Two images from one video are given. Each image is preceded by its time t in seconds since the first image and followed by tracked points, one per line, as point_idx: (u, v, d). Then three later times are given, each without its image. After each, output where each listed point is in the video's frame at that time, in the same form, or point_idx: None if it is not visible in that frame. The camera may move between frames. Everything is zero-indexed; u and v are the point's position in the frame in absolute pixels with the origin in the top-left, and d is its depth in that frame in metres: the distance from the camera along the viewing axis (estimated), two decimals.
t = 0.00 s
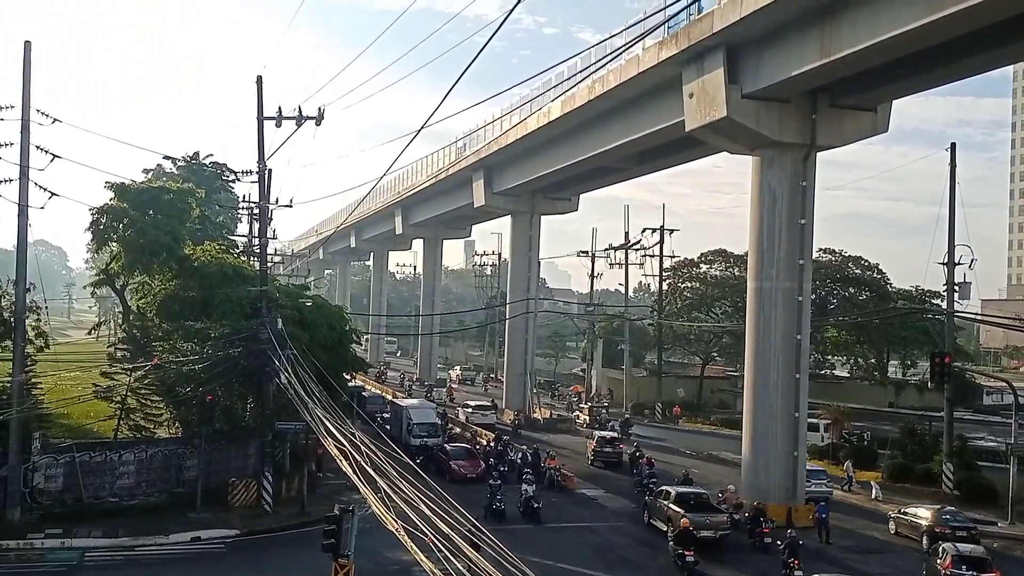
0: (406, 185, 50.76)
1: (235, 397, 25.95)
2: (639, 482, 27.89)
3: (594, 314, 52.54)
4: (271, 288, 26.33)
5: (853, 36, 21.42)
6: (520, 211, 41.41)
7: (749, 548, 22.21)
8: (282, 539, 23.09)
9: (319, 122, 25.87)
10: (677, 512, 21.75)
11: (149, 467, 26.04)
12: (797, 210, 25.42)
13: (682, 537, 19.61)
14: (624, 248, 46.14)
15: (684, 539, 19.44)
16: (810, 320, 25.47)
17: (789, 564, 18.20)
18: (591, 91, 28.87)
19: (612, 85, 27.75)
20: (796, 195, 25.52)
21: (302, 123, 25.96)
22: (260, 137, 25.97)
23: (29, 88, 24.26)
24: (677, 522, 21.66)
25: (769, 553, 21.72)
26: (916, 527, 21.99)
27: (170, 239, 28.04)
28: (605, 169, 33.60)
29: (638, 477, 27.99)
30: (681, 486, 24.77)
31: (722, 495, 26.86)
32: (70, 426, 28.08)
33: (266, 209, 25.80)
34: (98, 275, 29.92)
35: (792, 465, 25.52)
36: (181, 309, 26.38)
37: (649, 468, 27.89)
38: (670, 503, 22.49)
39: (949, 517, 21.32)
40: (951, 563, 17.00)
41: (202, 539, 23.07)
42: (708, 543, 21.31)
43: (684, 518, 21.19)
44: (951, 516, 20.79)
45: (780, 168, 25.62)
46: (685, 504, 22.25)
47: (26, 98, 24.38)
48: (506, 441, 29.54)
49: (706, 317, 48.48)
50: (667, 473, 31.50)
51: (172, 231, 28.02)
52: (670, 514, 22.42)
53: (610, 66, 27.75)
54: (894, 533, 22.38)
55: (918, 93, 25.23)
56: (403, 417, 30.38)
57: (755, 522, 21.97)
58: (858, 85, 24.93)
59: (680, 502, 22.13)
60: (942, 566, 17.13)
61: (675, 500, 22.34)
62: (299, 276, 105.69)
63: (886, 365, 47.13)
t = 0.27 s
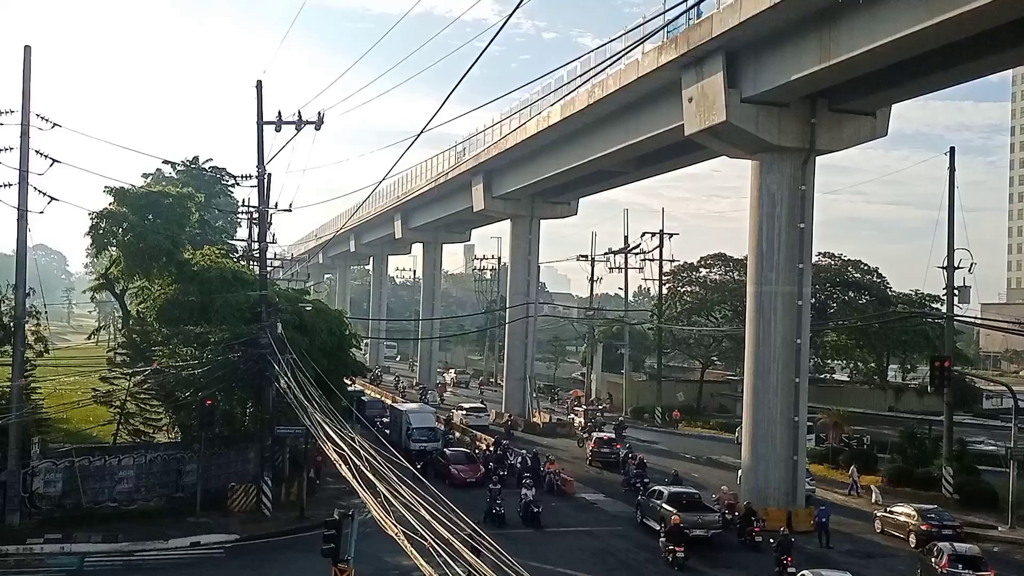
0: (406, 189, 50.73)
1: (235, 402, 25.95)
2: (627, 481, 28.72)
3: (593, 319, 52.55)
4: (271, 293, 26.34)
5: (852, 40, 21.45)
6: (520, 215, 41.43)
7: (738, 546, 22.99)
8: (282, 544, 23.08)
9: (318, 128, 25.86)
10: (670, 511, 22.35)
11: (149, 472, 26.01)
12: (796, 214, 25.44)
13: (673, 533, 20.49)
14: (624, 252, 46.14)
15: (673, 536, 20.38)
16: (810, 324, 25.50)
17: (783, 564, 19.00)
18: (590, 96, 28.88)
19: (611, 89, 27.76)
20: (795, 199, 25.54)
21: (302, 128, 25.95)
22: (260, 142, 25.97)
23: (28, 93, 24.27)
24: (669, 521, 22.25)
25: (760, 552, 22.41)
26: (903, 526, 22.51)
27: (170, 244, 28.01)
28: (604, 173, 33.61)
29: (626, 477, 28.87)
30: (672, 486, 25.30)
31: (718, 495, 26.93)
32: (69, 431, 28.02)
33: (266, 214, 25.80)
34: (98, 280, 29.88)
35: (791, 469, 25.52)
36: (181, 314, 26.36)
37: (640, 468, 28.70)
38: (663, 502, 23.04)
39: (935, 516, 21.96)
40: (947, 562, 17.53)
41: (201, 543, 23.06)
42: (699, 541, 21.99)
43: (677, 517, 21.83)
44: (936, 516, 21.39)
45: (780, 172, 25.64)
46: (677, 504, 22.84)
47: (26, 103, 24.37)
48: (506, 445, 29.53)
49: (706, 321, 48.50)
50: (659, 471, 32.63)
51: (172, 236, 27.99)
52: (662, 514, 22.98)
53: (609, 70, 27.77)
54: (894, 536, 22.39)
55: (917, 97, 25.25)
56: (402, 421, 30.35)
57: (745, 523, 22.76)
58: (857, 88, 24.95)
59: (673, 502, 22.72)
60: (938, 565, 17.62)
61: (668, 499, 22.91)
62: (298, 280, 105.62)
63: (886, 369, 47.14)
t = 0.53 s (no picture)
0: (406, 192, 50.73)
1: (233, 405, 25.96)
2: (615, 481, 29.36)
3: (593, 322, 52.54)
4: (270, 295, 26.33)
5: (851, 44, 21.49)
6: (520, 217, 41.42)
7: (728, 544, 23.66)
8: (281, 547, 23.05)
9: (318, 130, 25.83)
10: (663, 510, 22.91)
11: (148, 475, 25.99)
12: (795, 218, 25.44)
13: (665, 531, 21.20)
14: (623, 256, 46.12)
15: (665, 534, 21.07)
16: (809, 327, 25.50)
17: (775, 563, 19.72)
18: (590, 99, 28.89)
19: (611, 93, 27.77)
20: (794, 203, 25.52)
21: (302, 131, 25.94)
22: (260, 144, 25.96)
23: (29, 95, 24.27)
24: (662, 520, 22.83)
25: (754, 555, 22.55)
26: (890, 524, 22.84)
27: (170, 246, 27.98)
28: (604, 176, 33.61)
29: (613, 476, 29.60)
30: (664, 486, 25.77)
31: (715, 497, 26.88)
32: (69, 434, 27.98)
33: (265, 216, 25.79)
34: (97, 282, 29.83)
35: (790, 472, 25.50)
36: (180, 316, 26.35)
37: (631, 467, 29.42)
38: (655, 502, 23.57)
39: (920, 517, 22.50)
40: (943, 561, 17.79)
41: (199, 547, 23.04)
42: (691, 540, 22.62)
43: (670, 515, 22.43)
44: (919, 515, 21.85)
45: (779, 175, 25.65)
46: (670, 504, 23.39)
47: (26, 105, 24.38)
48: (505, 448, 29.48)
49: (706, 325, 48.65)
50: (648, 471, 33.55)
51: (171, 238, 27.96)
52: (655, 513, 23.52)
53: (609, 74, 27.79)
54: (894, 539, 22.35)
55: (917, 101, 25.22)
56: (401, 425, 30.30)
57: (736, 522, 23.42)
58: (857, 92, 24.96)
59: (665, 501, 23.27)
60: (934, 564, 17.87)
61: (660, 499, 23.45)
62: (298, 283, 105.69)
63: (885, 373, 47.16)
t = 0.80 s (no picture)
0: (405, 199, 50.73)
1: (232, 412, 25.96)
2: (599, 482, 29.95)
3: (592, 329, 52.51)
4: (269, 302, 26.33)
5: (849, 52, 21.56)
6: (519, 224, 41.43)
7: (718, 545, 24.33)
8: (280, 555, 22.99)
9: (317, 138, 25.85)
10: (655, 512, 23.56)
11: (146, 482, 25.93)
12: (795, 225, 25.49)
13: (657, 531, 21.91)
14: (623, 263, 46.10)
15: (657, 535, 21.73)
16: (808, 333, 25.52)
17: (767, 563, 20.48)
18: (589, 106, 28.93)
19: (610, 100, 27.81)
20: (793, 210, 25.56)
21: (301, 138, 25.95)
22: (259, 152, 25.96)
23: (29, 102, 24.26)
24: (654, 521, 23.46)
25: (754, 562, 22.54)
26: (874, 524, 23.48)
27: (169, 253, 27.98)
28: (603, 183, 33.65)
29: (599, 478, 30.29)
30: (655, 488, 26.33)
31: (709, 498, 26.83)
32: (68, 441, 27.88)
33: (264, 224, 25.80)
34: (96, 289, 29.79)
35: (790, 479, 25.51)
36: (179, 323, 26.32)
37: (621, 471, 30.13)
38: (646, 504, 24.20)
39: (904, 518, 23.11)
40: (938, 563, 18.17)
41: (198, 554, 22.99)
42: (682, 540, 23.29)
43: (661, 516, 23.09)
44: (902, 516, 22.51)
45: (777, 182, 25.70)
46: (660, 506, 24.03)
47: (26, 112, 24.39)
48: (504, 455, 29.46)
49: (705, 332, 48.44)
50: (639, 473, 34.35)
51: (170, 245, 27.96)
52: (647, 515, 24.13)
53: (608, 80, 27.82)
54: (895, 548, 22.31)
55: (915, 108, 25.30)
56: (400, 432, 30.23)
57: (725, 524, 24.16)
58: (855, 99, 25.02)
59: (657, 504, 23.89)
60: (928, 566, 18.21)
61: (651, 502, 24.08)
62: (296, 290, 105.53)
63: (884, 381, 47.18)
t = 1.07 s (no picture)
0: (402, 201, 50.51)
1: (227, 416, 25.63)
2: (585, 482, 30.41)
3: (592, 332, 52.23)
4: (264, 304, 26.05)
5: (851, 52, 21.31)
6: (517, 225, 41.14)
7: (709, 545, 24.46)
8: (273, 561, 22.65)
9: (313, 138, 25.58)
10: (647, 512, 23.79)
11: (140, 487, 25.63)
12: (796, 227, 25.20)
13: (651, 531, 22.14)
14: (622, 264, 45.83)
15: (651, 535, 22.02)
16: (809, 336, 25.25)
17: (761, 563, 20.84)
18: (588, 106, 28.65)
19: (610, 100, 27.54)
20: (794, 211, 25.28)
21: (297, 138, 25.64)
22: (254, 152, 25.67)
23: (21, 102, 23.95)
24: (647, 521, 23.72)
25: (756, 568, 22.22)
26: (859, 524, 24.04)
27: (162, 255, 27.68)
28: (602, 184, 33.38)
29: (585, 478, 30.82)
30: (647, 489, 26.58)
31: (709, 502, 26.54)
32: (61, 445, 27.57)
33: (260, 225, 25.50)
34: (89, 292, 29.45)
35: (792, 484, 25.21)
36: (173, 325, 26.03)
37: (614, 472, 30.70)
38: (639, 505, 24.46)
39: (889, 517, 23.70)
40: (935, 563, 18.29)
41: (192, 560, 22.68)
42: (675, 540, 23.48)
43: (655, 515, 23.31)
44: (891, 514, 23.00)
45: (778, 183, 25.40)
46: (653, 506, 24.28)
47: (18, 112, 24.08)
48: (502, 460, 29.13)
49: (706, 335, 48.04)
50: (631, 474, 34.64)
51: (164, 247, 27.66)
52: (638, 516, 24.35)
53: (607, 81, 27.55)
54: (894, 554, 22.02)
55: (917, 109, 25.04)
56: (397, 435, 29.88)
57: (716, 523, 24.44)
58: (857, 99, 24.74)
59: (649, 504, 24.15)
60: (926, 566, 18.28)
61: (644, 502, 24.35)
62: (293, 293, 105.09)
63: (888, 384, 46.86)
